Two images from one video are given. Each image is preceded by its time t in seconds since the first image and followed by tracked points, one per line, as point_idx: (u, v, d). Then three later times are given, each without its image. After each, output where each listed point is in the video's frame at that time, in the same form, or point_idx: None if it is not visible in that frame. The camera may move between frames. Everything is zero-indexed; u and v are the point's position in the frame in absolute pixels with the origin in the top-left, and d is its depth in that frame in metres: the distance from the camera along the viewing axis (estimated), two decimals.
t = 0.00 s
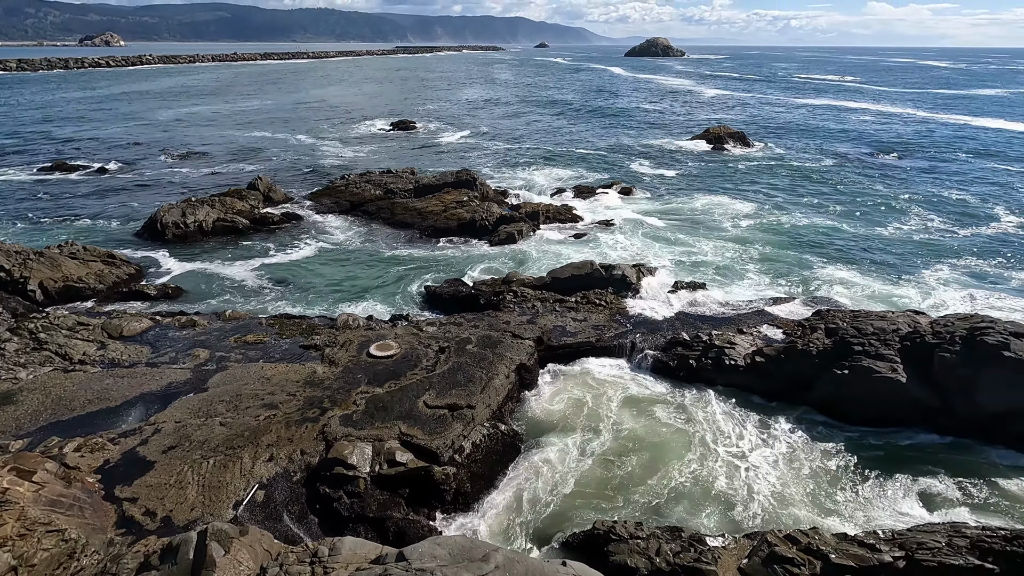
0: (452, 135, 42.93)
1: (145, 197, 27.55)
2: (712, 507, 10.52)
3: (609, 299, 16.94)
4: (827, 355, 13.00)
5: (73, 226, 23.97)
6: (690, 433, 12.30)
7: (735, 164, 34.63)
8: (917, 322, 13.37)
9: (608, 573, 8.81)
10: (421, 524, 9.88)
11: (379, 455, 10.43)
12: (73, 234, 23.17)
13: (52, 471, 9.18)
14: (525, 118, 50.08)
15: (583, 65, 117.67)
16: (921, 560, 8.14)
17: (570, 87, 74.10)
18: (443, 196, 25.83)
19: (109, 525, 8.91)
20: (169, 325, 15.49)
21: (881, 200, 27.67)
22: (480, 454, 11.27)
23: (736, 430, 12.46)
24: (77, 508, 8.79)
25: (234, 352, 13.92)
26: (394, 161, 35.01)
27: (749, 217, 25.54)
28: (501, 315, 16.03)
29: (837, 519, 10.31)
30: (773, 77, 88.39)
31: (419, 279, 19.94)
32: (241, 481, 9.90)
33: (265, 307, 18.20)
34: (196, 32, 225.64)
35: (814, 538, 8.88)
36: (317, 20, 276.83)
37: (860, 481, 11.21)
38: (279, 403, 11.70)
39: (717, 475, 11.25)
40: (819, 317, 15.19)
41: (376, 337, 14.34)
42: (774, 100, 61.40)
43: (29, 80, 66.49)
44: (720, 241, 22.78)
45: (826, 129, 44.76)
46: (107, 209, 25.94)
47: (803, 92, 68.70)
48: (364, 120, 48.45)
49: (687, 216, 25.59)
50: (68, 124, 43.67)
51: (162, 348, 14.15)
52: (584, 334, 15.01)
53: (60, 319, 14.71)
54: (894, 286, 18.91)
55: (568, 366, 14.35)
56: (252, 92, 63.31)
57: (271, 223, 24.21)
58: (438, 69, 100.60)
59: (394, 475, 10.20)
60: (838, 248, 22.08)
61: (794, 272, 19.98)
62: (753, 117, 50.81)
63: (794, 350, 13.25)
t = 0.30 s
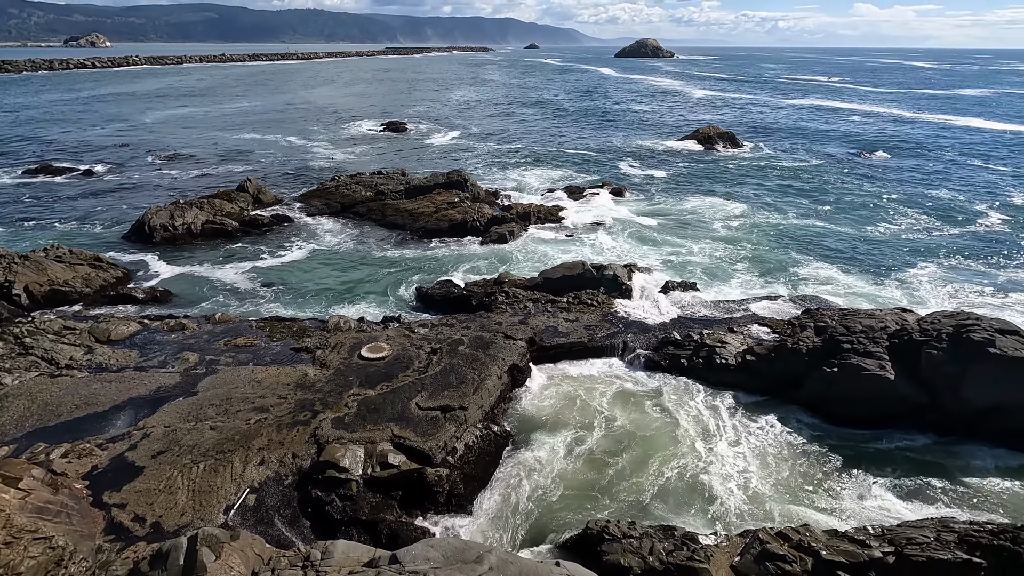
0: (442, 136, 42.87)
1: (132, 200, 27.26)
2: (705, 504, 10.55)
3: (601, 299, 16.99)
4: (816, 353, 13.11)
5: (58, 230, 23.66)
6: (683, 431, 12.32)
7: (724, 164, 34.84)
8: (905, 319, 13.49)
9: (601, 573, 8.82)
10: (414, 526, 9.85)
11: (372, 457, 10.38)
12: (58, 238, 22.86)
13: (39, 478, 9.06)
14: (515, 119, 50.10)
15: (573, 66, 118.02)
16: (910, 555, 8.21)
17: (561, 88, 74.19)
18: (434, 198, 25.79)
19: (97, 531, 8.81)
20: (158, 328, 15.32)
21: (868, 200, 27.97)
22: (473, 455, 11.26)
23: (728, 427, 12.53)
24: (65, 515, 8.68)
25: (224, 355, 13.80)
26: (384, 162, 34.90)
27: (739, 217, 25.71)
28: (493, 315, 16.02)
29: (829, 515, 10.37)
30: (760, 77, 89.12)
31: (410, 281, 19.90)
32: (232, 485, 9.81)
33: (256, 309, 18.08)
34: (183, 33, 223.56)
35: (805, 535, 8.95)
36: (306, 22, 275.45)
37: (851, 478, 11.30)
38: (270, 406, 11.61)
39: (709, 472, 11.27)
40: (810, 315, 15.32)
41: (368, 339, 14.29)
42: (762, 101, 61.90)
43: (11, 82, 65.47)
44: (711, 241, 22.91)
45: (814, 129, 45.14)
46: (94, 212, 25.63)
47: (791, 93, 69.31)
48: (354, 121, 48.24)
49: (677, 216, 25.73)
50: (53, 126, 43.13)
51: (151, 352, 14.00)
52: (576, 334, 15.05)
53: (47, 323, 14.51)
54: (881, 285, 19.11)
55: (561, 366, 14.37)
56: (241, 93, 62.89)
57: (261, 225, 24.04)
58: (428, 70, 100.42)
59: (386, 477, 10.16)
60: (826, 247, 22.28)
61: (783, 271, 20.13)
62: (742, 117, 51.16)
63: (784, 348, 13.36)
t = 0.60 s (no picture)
0: (430, 138, 42.78)
1: (116, 203, 26.89)
2: (697, 500, 10.61)
3: (591, 299, 17.05)
4: (803, 351, 13.25)
5: (40, 233, 23.27)
6: (673, 429, 12.38)
7: (711, 164, 35.13)
8: (890, 317, 13.67)
9: (593, 573, 8.85)
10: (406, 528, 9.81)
11: (362, 460, 10.35)
12: (40, 242, 22.48)
13: (21, 487, 8.89)
14: (504, 120, 50.13)
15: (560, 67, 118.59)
16: (897, 549, 8.33)
17: (549, 89, 74.39)
18: (423, 199, 25.73)
19: (82, 540, 8.67)
20: (143, 333, 15.11)
21: (852, 199, 28.34)
22: (464, 457, 11.24)
23: (718, 425, 12.62)
24: (48, 524, 8.53)
25: (211, 359, 13.65)
26: (372, 163, 34.75)
27: (726, 217, 25.92)
28: (483, 316, 16.02)
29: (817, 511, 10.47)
30: (745, 79, 89.99)
31: (399, 282, 19.83)
32: (220, 491, 9.71)
33: (243, 313, 17.90)
34: (166, 33, 220.95)
35: (794, 531, 9.02)
36: (292, 23, 273.68)
37: (838, 475, 11.42)
38: (258, 411, 11.50)
39: (699, 470, 11.33)
40: (797, 313, 15.48)
41: (357, 341, 14.22)
42: (748, 102, 62.53)
43: None
44: (698, 241, 23.10)
45: (799, 130, 45.64)
46: (76, 216, 25.23)
47: (775, 94, 70.08)
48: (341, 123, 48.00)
49: (665, 216, 25.88)
50: (33, 128, 42.43)
51: (136, 357, 13.81)
52: (566, 334, 15.09)
53: (28, 329, 14.25)
54: (866, 282, 19.38)
55: (551, 366, 14.37)
56: (226, 95, 62.32)
57: (248, 227, 23.82)
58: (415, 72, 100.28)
59: (376, 480, 10.11)
60: (811, 246, 22.54)
61: (770, 270, 20.32)
62: (728, 118, 51.61)
63: (771, 347, 13.49)
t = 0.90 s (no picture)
0: (418, 138, 42.65)
1: (98, 206, 26.46)
2: (686, 496, 10.67)
3: (580, 298, 17.10)
4: (791, 348, 13.38)
5: (20, 238, 22.84)
6: (662, 426, 12.45)
7: (697, 164, 35.42)
8: (874, 313, 13.84)
9: (585, 571, 8.88)
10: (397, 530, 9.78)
11: (352, 463, 10.28)
12: (20, 246, 22.06)
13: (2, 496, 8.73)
14: (491, 121, 50.14)
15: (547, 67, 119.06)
16: (883, 543, 8.44)
17: (537, 90, 74.52)
18: (411, 200, 25.68)
19: (66, 549, 8.51)
20: (127, 337, 14.90)
21: (835, 197, 28.73)
22: (455, 457, 11.21)
23: (707, 423, 12.72)
24: (31, 533, 8.37)
25: (198, 363, 13.49)
26: (359, 164, 34.56)
27: (713, 216, 26.15)
28: (472, 317, 16.02)
29: (806, 505, 10.58)
30: (730, 79, 90.89)
31: (388, 283, 19.75)
32: (208, 497, 9.60)
33: (230, 316, 17.69)
34: (148, 33, 218.06)
35: (783, 527, 9.11)
36: (277, 24, 271.87)
37: (824, 470, 11.57)
38: (246, 415, 11.39)
39: (689, 467, 11.39)
40: (783, 311, 15.65)
41: (346, 343, 14.13)
42: (734, 102, 63.15)
43: None
44: (686, 240, 23.27)
45: (783, 129, 46.18)
46: (58, 219, 24.79)
47: (760, 94, 70.84)
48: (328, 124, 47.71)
49: (653, 216, 26.05)
50: (12, 130, 41.63)
51: (120, 362, 13.60)
52: (555, 334, 15.13)
53: (8, 335, 13.96)
54: (850, 280, 19.64)
55: (541, 364, 14.36)
56: (211, 96, 61.65)
57: (233, 229, 23.57)
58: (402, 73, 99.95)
59: (367, 483, 10.04)
60: (797, 245, 22.79)
61: (756, 268, 20.54)
62: (714, 118, 52.06)
63: (759, 344, 13.63)
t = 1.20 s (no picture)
0: (405, 138, 42.46)
1: (79, 208, 26.00)
2: (676, 492, 10.75)
3: (568, 297, 17.15)
4: (777, 344, 13.52)
5: None
6: (652, 423, 12.53)
7: (684, 163, 35.65)
8: (858, 309, 14.03)
9: (576, 569, 8.93)
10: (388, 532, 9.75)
11: (341, 466, 10.21)
12: None
13: None
14: (478, 120, 50.07)
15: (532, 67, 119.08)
16: (869, 536, 8.58)
17: (523, 89, 74.53)
18: (398, 200, 25.59)
19: (50, 557, 8.37)
20: (110, 342, 14.66)
21: (819, 196, 29.09)
22: (445, 458, 11.18)
23: (696, 419, 12.81)
24: (13, 542, 8.21)
25: (183, 367, 13.32)
26: (346, 165, 34.32)
27: (699, 215, 26.35)
28: (461, 317, 15.98)
29: (794, 499, 10.71)
30: (715, 78, 91.63)
31: (376, 284, 19.63)
32: (195, 502, 9.49)
33: (216, 319, 17.48)
34: (128, 32, 214.55)
35: (771, 521, 9.22)
36: (260, 23, 269.06)
37: (811, 463, 11.72)
38: (233, 418, 11.27)
39: (679, 463, 11.48)
40: (770, 308, 15.81)
41: (334, 345, 14.04)
42: (719, 101, 63.65)
43: None
44: (673, 239, 23.43)
45: (768, 129, 46.69)
46: (37, 223, 24.31)
47: (745, 93, 71.46)
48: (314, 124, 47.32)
49: (640, 215, 26.19)
50: None
51: (104, 367, 13.38)
52: (544, 334, 15.16)
53: None
54: (835, 276, 19.91)
55: (531, 362, 14.36)
56: (194, 96, 60.84)
57: (219, 231, 23.30)
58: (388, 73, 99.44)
59: (356, 485, 9.99)
60: (782, 243, 23.03)
61: (742, 267, 20.73)
62: (700, 117, 52.44)
63: (745, 341, 13.75)
